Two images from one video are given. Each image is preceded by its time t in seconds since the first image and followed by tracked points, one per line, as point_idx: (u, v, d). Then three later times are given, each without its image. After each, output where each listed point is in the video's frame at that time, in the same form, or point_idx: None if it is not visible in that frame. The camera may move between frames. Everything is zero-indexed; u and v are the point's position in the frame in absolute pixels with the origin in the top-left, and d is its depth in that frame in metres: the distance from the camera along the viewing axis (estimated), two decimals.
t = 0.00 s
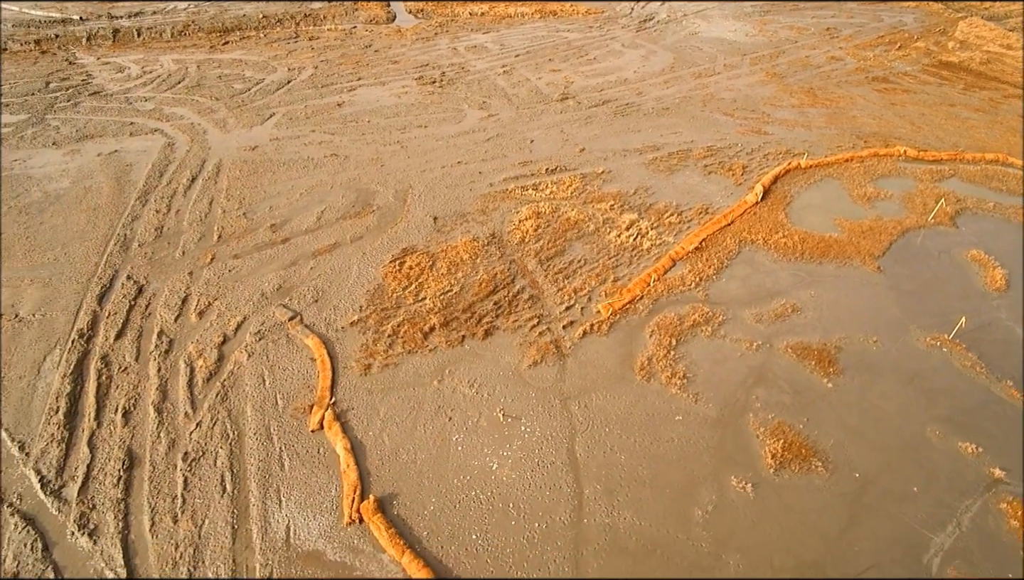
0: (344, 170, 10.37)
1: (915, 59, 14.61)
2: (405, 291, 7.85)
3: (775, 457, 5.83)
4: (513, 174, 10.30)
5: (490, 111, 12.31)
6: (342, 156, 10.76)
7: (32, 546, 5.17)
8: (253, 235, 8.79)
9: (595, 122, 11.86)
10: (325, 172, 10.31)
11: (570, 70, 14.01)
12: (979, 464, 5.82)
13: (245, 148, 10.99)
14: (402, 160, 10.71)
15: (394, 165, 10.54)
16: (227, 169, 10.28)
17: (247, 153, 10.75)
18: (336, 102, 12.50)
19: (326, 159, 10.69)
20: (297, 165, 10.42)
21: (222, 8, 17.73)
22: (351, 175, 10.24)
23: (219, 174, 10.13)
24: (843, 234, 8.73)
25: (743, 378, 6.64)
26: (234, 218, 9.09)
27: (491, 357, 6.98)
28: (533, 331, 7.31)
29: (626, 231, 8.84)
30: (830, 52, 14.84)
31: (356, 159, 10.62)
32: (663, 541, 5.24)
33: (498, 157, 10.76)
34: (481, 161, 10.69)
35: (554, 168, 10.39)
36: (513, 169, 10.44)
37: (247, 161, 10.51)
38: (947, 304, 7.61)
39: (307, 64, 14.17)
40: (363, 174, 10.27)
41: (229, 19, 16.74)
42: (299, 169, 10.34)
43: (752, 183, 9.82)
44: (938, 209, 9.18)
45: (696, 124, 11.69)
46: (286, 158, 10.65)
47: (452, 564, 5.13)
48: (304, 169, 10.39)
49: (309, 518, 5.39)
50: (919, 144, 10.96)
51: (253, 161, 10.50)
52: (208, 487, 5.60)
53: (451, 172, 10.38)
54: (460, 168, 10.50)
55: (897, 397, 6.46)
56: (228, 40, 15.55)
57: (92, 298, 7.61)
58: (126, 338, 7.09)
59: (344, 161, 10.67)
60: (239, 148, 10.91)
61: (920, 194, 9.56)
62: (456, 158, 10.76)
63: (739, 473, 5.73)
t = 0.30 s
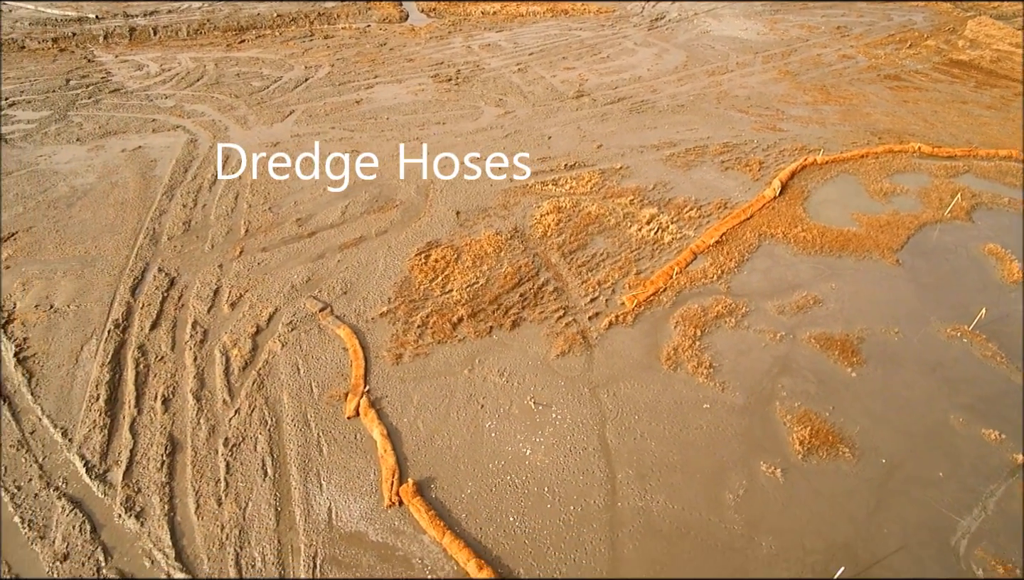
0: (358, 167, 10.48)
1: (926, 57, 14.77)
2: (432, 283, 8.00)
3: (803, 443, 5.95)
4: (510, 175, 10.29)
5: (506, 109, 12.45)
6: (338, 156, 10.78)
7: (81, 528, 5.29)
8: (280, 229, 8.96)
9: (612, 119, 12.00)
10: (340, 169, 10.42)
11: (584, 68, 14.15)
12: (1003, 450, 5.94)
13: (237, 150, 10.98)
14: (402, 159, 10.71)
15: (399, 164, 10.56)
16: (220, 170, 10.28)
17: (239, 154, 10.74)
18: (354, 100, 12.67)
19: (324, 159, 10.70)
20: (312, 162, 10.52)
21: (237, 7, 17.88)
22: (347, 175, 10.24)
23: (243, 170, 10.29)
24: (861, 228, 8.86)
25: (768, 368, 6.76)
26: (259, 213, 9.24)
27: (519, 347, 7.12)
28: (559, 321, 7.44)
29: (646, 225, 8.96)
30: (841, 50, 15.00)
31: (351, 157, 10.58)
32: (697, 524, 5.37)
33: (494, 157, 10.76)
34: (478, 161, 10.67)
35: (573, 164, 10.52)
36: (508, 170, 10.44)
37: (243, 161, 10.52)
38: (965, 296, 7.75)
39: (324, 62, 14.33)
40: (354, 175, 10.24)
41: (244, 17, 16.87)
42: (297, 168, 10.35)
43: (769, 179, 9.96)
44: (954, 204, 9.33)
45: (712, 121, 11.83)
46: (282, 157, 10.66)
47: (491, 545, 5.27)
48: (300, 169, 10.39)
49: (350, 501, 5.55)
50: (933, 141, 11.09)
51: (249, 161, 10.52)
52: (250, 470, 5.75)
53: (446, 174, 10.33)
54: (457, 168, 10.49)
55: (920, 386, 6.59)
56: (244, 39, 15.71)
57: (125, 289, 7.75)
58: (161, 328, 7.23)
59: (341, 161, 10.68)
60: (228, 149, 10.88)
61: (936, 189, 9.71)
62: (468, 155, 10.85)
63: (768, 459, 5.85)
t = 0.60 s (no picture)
0: (358, 167, 10.51)
1: (936, 55, 14.91)
2: (458, 275, 8.15)
3: (829, 430, 6.09)
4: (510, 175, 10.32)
5: (523, 105, 12.60)
6: (353, 155, 10.88)
7: (128, 509, 5.43)
8: (306, 223, 9.13)
9: (628, 115, 12.14)
10: (339, 169, 10.44)
11: (598, 66, 14.30)
12: None
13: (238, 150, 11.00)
14: (404, 159, 10.76)
15: (414, 161, 10.67)
16: (220, 170, 10.30)
17: (239, 154, 10.78)
18: (373, 97, 12.83)
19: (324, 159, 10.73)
20: (311, 162, 10.54)
21: (250, 5, 18.03)
22: (347, 175, 10.28)
23: (267, 165, 10.48)
24: (879, 222, 9.01)
25: (793, 357, 6.89)
26: (285, 207, 9.40)
27: (547, 338, 7.26)
28: (585, 313, 7.57)
29: (667, 219, 9.08)
30: (851, 49, 15.17)
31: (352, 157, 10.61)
32: (728, 507, 5.51)
33: (495, 157, 10.80)
34: (480, 161, 10.72)
35: (592, 159, 10.66)
36: (508, 170, 10.46)
37: (243, 161, 10.55)
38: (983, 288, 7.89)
39: (340, 60, 14.49)
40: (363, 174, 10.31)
41: (258, 16, 17.02)
42: (297, 168, 10.38)
43: (786, 174, 10.10)
44: (969, 198, 9.48)
45: (727, 117, 11.97)
46: (282, 157, 10.70)
47: (529, 526, 5.40)
48: (301, 169, 10.43)
49: (389, 485, 5.72)
50: (946, 137, 11.23)
51: (248, 161, 10.54)
52: (291, 455, 5.91)
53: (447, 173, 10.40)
54: (457, 168, 10.54)
55: (942, 375, 6.73)
56: (260, 37, 15.87)
57: (157, 281, 7.90)
58: (195, 318, 7.39)
59: (341, 161, 10.70)
60: (229, 149, 10.89)
61: (951, 184, 9.85)
62: (468, 155, 10.87)
63: (796, 445, 5.99)
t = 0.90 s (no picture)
0: (358, 167, 10.54)
1: (949, 53, 15.07)
2: (489, 266, 8.32)
3: (860, 414, 6.25)
4: (510, 175, 10.35)
5: (542, 101, 12.76)
6: (353, 155, 10.92)
7: (183, 488, 5.60)
8: (336, 216, 9.33)
9: (647, 111, 12.30)
10: (340, 169, 10.49)
11: (614, 63, 14.48)
12: None
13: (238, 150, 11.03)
14: (404, 160, 10.80)
15: (414, 161, 10.72)
16: (220, 170, 10.33)
17: (239, 154, 10.79)
18: (394, 93, 13.02)
19: (324, 159, 10.78)
20: (312, 162, 10.58)
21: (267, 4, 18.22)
22: (347, 175, 10.31)
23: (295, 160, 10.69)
24: (900, 215, 9.18)
25: (821, 345, 7.05)
26: (315, 201, 9.60)
27: (579, 327, 7.42)
28: (615, 302, 7.73)
29: (691, 212, 9.24)
30: (864, 47, 15.35)
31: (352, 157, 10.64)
32: (765, 487, 5.67)
33: (495, 157, 10.84)
34: (479, 161, 10.75)
35: (614, 154, 10.81)
36: (507, 170, 10.50)
37: (242, 161, 10.58)
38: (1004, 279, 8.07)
39: (360, 58, 14.70)
40: (363, 174, 10.34)
41: (276, 13, 17.20)
42: (297, 168, 10.42)
43: (806, 169, 10.26)
44: (987, 192, 9.66)
45: (745, 113, 12.15)
46: (282, 157, 10.74)
47: (572, 506, 5.56)
48: (301, 169, 10.47)
49: (434, 465, 5.90)
50: (962, 133, 11.41)
51: (248, 161, 10.57)
52: (338, 437, 6.11)
53: (447, 173, 10.44)
54: (457, 168, 10.57)
55: (968, 362, 6.90)
56: (279, 35, 16.07)
57: (195, 271, 8.09)
58: (235, 307, 7.59)
59: (341, 161, 10.74)
60: (229, 149, 10.91)
61: (968, 178, 10.03)
62: (468, 155, 10.89)
63: (828, 428, 6.16)
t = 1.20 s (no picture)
0: (358, 167, 10.55)
1: (964, 50, 15.25)
2: (523, 257, 8.49)
3: (895, 398, 6.43)
4: (510, 175, 10.38)
5: (564, 97, 12.95)
6: (353, 155, 10.95)
7: (243, 467, 5.79)
8: (370, 209, 9.53)
9: (668, 106, 12.49)
10: (340, 169, 10.50)
11: (633, 60, 14.67)
12: None
13: (239, 150, 11.04)
14: (404, 160, 10.83)
15: (414, 161, 10.75)
16: (220, 170, 10.34)
17: (239, 154, 10.81)
18: (417, 89, 13.23)
19: (324, 159, 10.80)
20: (312, 162, 10.61)
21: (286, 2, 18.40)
22: (347, 175, 10.33)
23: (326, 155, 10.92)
24: (924, 207, 9.36)
25: (854, 332, 7.23)
26: (349, 194, 9.82)
27: (615, 314, 7.58)
28: (649, 291, 7.89)
29: (718, 205, 9.41)
30: (880, 44, 15.53)
31: (352, 157, 10.66)
32: (807, 466, 5.85)
33: (495, 157, 10.87)
34: (479, 161, 10.78)
35: (638, 149, 10.99)
36: (508, 170, 10.52)
37: (242, 161, 10.59)
38: None
39: (382, 55, 14.92)
40: (363, 174, 10.36)
41: (296, 11, 17.40)
42: (297, 168, 10.44)
43: (829, 163, 10.45)
44: (1008, 186, 9.84)
45: (765, 109, 12.34)
46: (281, 157, 10.75)
47: (620, 484, 5.73)
48: (301, 169, 10.49)
49: (483, 446, 6.08)
50: (981, 128, 11.58)
51: (249, 161, 10.58)
52: (389, 419, 6.32)
53: (447, 173, 10.47)
54: (457, 168, 10.60)
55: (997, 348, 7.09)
56: (300, 33, 16.29)
57: (237, 261, 8.30)
58: (279, 296, 7.79)
59: (341, 161, 10.76)
60: (229, 149, 10.93)
61: (989, 172, 10.21)
62: (468, 155, 10.93)
63: (865, 411, 6.34)
